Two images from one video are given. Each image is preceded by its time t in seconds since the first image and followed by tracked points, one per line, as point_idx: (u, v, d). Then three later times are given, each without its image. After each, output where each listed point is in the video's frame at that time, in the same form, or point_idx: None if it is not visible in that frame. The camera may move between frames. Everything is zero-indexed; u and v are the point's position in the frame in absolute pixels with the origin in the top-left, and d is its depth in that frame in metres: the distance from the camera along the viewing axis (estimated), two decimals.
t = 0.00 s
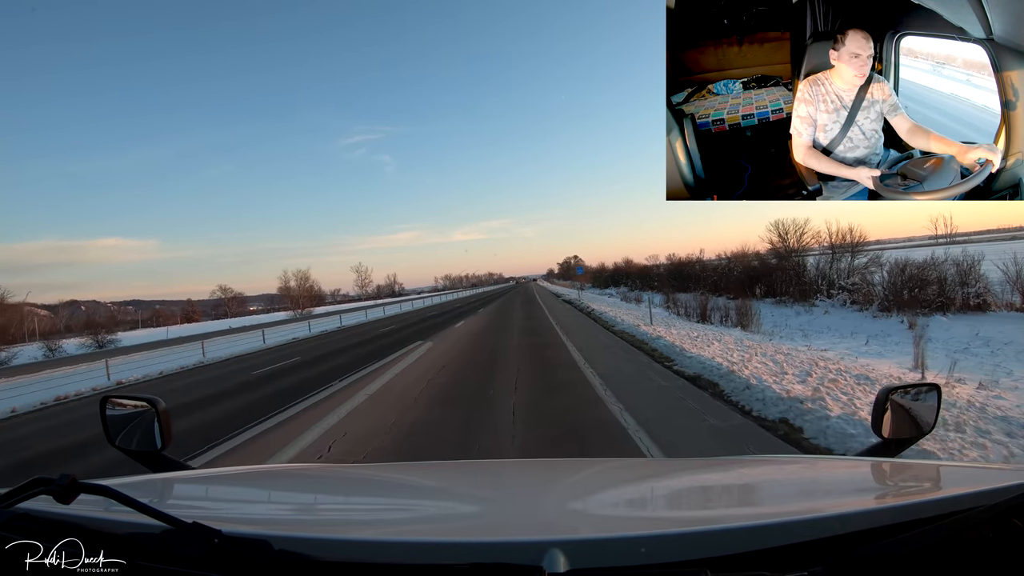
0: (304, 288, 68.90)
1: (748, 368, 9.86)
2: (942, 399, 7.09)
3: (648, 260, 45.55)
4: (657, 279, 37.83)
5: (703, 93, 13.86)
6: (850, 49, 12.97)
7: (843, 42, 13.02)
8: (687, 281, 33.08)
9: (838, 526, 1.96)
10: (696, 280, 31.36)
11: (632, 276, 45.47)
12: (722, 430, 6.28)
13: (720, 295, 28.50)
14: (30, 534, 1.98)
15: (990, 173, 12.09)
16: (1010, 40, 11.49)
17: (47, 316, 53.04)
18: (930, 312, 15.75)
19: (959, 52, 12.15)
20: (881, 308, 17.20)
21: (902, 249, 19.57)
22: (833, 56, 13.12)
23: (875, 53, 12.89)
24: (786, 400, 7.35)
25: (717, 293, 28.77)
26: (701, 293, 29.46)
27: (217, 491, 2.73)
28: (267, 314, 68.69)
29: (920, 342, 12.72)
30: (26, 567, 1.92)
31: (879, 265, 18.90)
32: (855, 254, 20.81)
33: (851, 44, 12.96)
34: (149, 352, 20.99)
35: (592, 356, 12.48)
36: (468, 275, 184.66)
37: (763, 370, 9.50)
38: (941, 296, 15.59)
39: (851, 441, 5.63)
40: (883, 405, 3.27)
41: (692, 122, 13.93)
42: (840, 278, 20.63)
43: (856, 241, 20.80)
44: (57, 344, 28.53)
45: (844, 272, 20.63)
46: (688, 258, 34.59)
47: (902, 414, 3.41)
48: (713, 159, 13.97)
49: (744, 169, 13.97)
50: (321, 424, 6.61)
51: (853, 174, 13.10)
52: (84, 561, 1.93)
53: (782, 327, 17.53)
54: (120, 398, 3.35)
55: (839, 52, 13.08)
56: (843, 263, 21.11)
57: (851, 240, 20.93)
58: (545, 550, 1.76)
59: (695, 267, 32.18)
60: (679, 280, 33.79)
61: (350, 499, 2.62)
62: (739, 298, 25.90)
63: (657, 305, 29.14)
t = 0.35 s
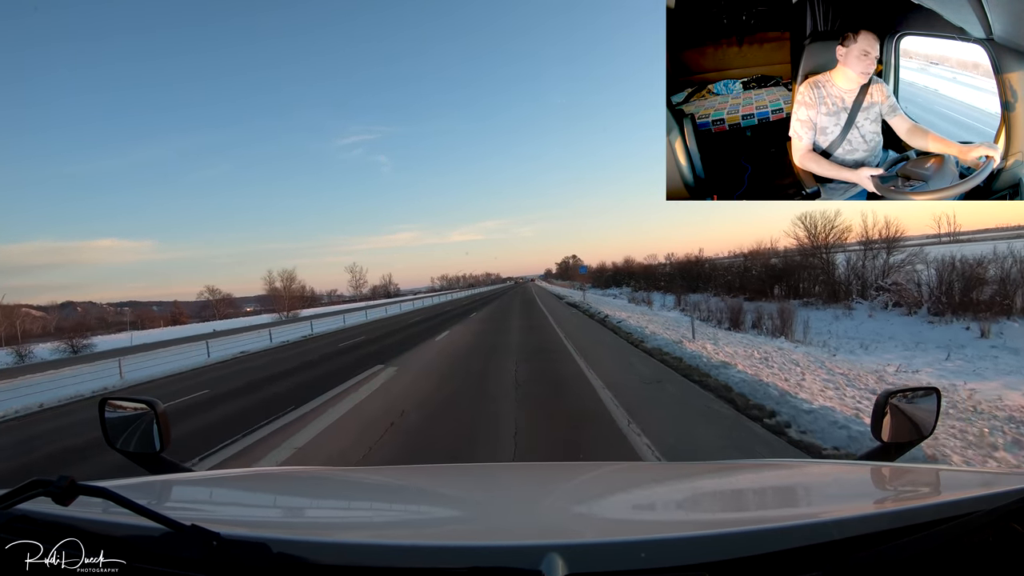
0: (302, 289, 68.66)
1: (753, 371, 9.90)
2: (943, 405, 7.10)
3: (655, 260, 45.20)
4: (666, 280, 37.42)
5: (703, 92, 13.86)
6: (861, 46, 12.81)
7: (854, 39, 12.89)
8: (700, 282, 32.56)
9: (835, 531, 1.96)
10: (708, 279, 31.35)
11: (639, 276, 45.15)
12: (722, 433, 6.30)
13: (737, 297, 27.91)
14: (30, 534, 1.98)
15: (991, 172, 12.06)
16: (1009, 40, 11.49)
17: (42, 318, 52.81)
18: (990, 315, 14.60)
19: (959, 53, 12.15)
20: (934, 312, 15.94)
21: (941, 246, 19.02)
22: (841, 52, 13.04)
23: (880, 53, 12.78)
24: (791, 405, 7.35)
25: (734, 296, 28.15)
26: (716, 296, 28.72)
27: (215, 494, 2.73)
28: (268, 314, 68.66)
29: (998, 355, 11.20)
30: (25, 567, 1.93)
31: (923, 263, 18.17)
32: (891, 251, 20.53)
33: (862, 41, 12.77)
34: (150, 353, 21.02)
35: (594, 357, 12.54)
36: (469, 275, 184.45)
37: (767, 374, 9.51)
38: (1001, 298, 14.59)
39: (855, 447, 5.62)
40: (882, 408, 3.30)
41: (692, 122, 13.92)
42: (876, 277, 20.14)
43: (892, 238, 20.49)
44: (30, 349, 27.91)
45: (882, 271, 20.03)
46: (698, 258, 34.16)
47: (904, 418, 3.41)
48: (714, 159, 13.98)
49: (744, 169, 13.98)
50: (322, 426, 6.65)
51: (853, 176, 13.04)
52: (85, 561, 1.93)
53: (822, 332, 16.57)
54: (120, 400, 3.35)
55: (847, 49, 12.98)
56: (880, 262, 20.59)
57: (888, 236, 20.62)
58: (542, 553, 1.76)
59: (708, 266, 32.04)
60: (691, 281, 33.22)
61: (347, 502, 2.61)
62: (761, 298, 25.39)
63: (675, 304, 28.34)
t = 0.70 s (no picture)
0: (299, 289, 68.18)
1: (757, 369, 9.84)
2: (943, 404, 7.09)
3: (661, 260, 44.12)
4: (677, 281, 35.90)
5: (703, 93, 13.86)
6: (856, 50, 12.90)
7: (847, 43, 12.90)
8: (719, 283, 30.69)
9: (837, 525, 1.95)
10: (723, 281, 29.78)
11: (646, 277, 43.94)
12: (723, 430, 6.31)
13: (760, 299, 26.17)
14: (30, 536, 1.97)
15: (990, 172, 12.08)
16: (1009, 40, 11.52)
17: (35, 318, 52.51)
18: None
19: (960, 52, 12.11)
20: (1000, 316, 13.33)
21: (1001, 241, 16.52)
22: (834, 57, 13.07)
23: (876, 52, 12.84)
24: (794, 403, 7.31)
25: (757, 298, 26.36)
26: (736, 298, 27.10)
27: (214, 497, 2.71)
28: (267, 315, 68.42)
29: None
30: (25, 568, 1.92)
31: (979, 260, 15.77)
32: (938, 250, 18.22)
33: (855, 43, 12.87)
34: (148, 354, 20.96)
35: (596, 356, 12.53)
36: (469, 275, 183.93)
37: (771, 372, 9.45)
38: None
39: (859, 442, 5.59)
40: (882, 403, 3.26)
41: (692, 122, 13.92)
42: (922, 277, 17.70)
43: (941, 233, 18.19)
44: None
45: (927, 272, 17.90)
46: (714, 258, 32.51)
47: (904, 413, 3.40)
48: (714, 159, 13.97)
49: (744, 170, 13.97)
50: (323, 427, 6.65)
51: (854, 175, 13.00)
52: (84, 561, 1.92)
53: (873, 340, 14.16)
54: (120, 404, 3.33)
55: (842, 54, 13.02)
56: (924, 261, 18.41)
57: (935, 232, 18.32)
58: (544, 552, 1.75)
59: (726, 265, 30.27)
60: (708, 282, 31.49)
61: (347, 503, 2.59)
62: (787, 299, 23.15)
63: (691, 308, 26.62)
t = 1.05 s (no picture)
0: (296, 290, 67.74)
1: (760, 370, 9.86)
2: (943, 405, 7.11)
3: (667, 262, 42.83)
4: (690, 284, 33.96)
5: (703, 92, 13.88)
6: (861, 51, 12.86)
7: (852, 46, 12.87)
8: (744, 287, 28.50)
9: (837, 526, 1.95)
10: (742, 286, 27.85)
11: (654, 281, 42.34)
12: (725, 430, 6.36)
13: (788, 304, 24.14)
14: (30, 535, 1.97)
15: (990, 173, 12.06)
16: (1009, 40, 11.44)
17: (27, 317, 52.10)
18: None
19: (958, 51, 12.05)
20: None
21: None
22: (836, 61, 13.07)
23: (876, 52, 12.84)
24: (796, 403, 7.35)
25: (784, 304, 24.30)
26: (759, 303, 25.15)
27: (215, 494, 2.71)
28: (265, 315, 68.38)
29: None
30: (25, 567, 1.91)
31: None
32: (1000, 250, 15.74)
33: (858, 45, 12.85)
34: (148, 354, 20.96)
35: (598, 357, 12.56)
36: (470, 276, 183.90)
37: (772, 373, 9.48)
38: None
39: (861, 441, 5.64)
40: (882, 404, 3.26)
41: (692, 121, 13.94)
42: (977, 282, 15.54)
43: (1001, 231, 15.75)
44: None
45: (983, 275, 15.62)
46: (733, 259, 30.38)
47: (905, 415, 3.39)
48: (714, 158, 13.98)
49: (744, 169, 13.98)
50: (326, 428, 6.70)
51: (854, 174, 13.07)
52: (85, 561, 1.92)
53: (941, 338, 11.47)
54: (120, 400, 3.33)
55: (847, 57, 12.99)
56: (980, 262, 15.99)
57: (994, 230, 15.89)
58: (543, 552, 1.75)
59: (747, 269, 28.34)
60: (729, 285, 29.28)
61: (347, 501, 2.60)
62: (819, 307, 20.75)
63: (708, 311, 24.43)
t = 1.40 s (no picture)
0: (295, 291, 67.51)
1: (764, 369, 9.85)
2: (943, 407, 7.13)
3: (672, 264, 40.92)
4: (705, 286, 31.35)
5: (703, 92, 13.89)
6: (864, 49, 12.78)
7: (855, 42, 12.84)
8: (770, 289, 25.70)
9: (837, 527, 1.95)
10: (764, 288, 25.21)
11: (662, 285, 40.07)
12: (728, 429, 6.39)
13: (820, 310, 21.62)
14: (31, 536, 1.97)
15: (990, 172, 12.06)
16: (1009, 40, 11.47)
17: (16, 317, 51.50)
18: None
19: (956, 51, 12.06)
20: None
21: None
22: (841, 56, 13.07)
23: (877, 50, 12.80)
24: (800, 402, 7.36)
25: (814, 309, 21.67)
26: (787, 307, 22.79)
27: (215, 495, 2.71)
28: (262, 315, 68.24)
29: None
30: (25, 568, 1.91)
31: None
32: None
33: (862, 42, 12.79)
34: (146, 354, 20.92)
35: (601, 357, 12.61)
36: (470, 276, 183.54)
37: (776, 373, 9.46)
38: None
39: (866, 440, 5.65)
40: (882, 405, 3.26)
41: (691, 121, 13.94)
42: None
43: None
44: None
45: None
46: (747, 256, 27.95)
47: (904, 415, 3.39)
48: (713, 158, 13.98)
49: (744, 169, 13.98)
50: (329, 429, 6.75)
51: (854, 174, 13.09)
52: (84, 561, 1.92)
53: None
54: (119, 401, 3.33)
55: (850, 52, 12.94)
56: None
57: None
58: (543, 553, 1.75)
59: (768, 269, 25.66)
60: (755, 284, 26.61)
61: (347, 501, 2.59)
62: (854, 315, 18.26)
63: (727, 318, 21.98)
